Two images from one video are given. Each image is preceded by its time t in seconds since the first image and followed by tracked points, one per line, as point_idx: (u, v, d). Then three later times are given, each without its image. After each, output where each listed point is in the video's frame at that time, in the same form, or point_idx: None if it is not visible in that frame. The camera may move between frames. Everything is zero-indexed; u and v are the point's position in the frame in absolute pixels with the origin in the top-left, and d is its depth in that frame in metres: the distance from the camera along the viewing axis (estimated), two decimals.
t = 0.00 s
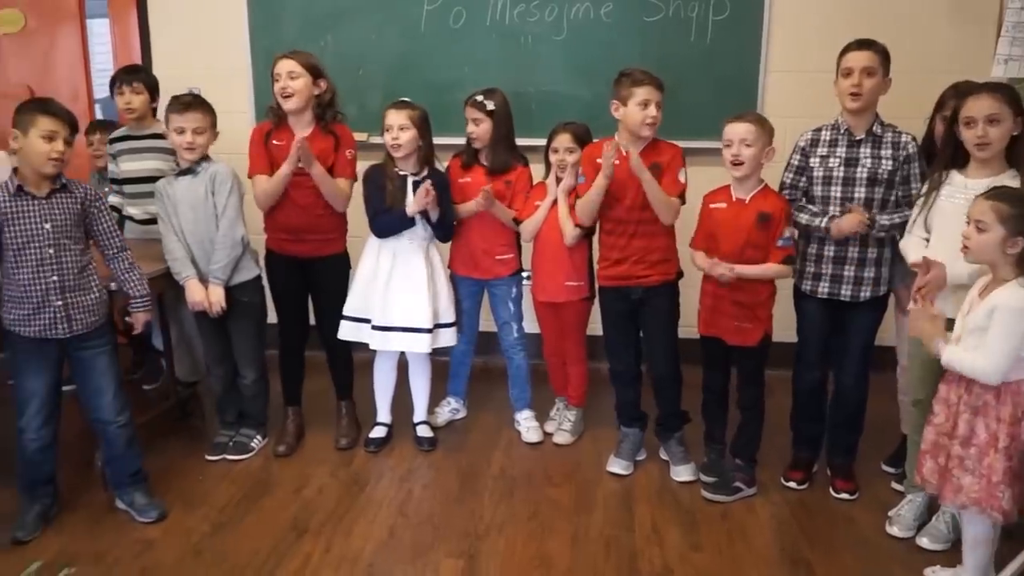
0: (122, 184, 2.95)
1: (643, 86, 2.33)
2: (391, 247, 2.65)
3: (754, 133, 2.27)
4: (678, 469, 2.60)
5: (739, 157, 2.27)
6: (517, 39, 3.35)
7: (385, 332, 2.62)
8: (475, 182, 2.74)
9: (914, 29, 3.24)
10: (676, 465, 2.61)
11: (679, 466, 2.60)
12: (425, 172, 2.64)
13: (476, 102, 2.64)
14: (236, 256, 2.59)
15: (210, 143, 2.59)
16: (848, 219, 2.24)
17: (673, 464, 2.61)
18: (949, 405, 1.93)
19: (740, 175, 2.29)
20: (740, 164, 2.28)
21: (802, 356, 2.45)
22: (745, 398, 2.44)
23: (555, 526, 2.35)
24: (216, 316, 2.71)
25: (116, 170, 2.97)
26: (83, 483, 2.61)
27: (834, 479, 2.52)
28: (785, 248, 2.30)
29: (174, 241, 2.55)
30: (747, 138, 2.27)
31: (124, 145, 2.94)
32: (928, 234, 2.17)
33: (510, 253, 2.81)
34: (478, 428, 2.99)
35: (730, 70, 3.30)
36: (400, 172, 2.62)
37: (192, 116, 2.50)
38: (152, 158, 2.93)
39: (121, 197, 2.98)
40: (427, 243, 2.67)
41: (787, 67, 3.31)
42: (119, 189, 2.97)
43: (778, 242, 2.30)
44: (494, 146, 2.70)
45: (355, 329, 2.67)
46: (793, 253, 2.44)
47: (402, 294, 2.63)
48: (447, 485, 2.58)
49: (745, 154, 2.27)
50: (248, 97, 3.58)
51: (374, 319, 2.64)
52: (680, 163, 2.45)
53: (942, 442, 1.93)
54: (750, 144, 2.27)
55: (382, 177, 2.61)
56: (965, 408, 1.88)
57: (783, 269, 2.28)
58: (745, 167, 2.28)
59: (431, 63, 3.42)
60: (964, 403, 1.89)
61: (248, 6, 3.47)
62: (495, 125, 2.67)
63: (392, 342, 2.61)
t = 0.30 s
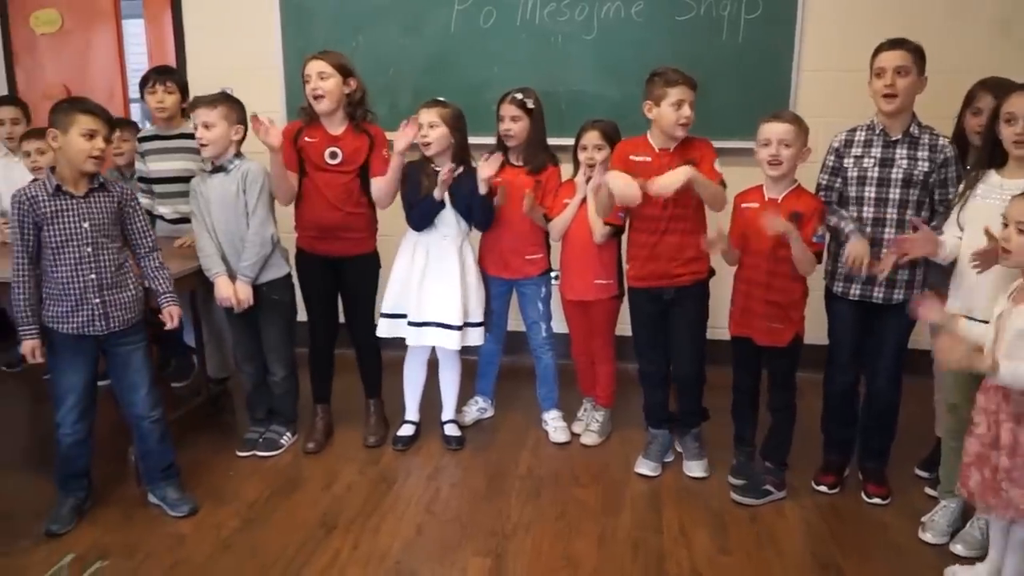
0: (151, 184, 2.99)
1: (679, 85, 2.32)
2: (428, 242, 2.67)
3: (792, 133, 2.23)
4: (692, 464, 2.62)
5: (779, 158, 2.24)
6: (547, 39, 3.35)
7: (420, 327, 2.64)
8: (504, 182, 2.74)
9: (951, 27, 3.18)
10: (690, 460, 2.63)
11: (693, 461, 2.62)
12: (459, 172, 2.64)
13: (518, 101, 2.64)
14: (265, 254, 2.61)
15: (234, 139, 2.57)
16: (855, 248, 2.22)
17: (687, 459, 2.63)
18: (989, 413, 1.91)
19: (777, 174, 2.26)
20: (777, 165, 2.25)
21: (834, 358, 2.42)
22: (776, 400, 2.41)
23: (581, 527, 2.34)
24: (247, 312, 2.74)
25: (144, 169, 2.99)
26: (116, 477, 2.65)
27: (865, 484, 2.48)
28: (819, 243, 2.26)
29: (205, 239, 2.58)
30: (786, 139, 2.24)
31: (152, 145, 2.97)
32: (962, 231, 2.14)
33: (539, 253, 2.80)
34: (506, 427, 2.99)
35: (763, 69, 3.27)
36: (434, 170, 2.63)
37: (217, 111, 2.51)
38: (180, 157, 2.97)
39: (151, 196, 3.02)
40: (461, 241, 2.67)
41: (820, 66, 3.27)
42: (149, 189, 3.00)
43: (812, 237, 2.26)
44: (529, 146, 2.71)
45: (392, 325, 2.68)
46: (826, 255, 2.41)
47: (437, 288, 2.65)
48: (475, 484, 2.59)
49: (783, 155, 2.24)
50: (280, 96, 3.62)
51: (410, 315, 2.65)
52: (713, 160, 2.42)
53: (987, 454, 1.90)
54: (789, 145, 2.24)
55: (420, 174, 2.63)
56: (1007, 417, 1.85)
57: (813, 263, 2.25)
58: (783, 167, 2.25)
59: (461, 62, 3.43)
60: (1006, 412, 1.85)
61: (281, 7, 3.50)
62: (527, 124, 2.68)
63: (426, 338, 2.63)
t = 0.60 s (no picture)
0: (187, 182, 3.05)
1: (691, 80, 2.32)
2: (453, 244, 2.68)
3: (828, 136, 2.21)
4: (694, 468, 2.59)
5: (814, 160, 2.22)
6: (575, 38, 3.34)
7: (443, 327, 2.64)
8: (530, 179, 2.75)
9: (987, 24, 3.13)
10: (695, 465, 2.60)
11: (695, 467, 2.59)
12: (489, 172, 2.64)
13: (550, 100, 2.63)
14: (294, 251, 2.63)
15: (262, 137, 2.59)
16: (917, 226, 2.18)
17: (693, 463, 2.61)
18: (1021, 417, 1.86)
19: (809, 176, 2.24)
20: (811, 167, 2.23)
21: (864, 361, 2.40)
22: (805, 403, 2.39)
23: (607, 527, 2.34)
24: (275, 309, 2.75)
25: (179, 166, 3.06)
26: (146, 471, 2.69)
27: (896, 488, 2.45)
28: (847, 244, 2.26)
29: (235, 236, 2.61)
30: (822, 142, 2.21)
31: (187, 143, 3.03)
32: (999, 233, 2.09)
33: (565, 251, 2.80)
34: (532, 426, 2.99)
35: (794, 68, 3.23)
36: (468, 172, 2.63)
37: (242, 110, 2.53)
38: (212, 156, 3.02)
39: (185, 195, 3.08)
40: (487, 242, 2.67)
41: (852, 65, 3.23)
42: (184, 186, 3.07)
43: (840, 237, 2.26)
44: (560, 146, 2.74)
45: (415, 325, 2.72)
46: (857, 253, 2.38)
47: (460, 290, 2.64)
48: (501, 483, 2.59)
49: (819, 157, 2.22)
50: (309, 95, 3.64)
51: (433, 316, 2.66)
52: (740, 161, 2.40)
53: (1018, 459, 1.86)
54: (824, 148, 2.22)
55: (449, 173, 2.64)
56: None
57: (840, 265, 2.25)
58: (817, 169, 2.23)
59: (489, 62, 3.43)
60: None
61: (311, 7, 3.53)
62: (557, 123, 2.68)
63: (450, 338, 2.62)
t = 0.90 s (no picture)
0: (220, 182, 3.07)
1: (724, 77, 2.30)
2: (472, 245, 2.67)
3: (863, 136, 2.19)
4: (727, 474, 2.56)
5: (848, 159, 2.19)
6: (604, 37, 3.33)
7: (462, 328, 2.64)
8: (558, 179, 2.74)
9: None
10: (727, 471, 2.57)
11: (728, 472, 2.56)
12: (510, 175, 2.63)
13: (579, 99, 2.64)
14: (323, 249, 2.64)
15: (292, 135, 2.60)
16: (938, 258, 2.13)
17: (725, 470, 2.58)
18: None
19: (842, 175, 2.21)
20: (845, 166, 2.20)
21: (895, 363, 2.37)
22: (834, 406, 2.36)
23: (633, 528, 2.33)
24: (304, 306, 2.78)
25: (211, 166, 3.08)
26: (176, 466, 2.72)
27: (927, 493, 2.42)
28: (891, 242, 2.22)
29: (265, 233, 2.63)
30: (855, 141, 2.19)
31: (219, 144, 3.05)
32: None
33: (593, 251, 2.80)
34: (557, 425, 2.99)
35: (825, 67, 3.20)
36: (486, 172, 2.63)
37: (272, 109, 2.55)
38: (245, 157, 3.03)
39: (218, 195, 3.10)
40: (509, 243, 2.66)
41: (885, 63, 3.19)
42: (217, 186, 3.09)
43: (882, 237, 2.22)
44: (588, 147, 2.73)
45: (435, 325, 2.71)
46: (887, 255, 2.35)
47: (480, 291, 2.64)
48: (526, 482, 2.59)
49: (853, 156, 2.19)
50: (338, 95, 3.67)
51: (452, 316, 2.66)
52: (774, 158, 2.39)
53: None
54: (857, 147, 2.19)
55: (467, 175, 2.63)
56: None
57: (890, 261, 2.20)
58: (851, 168, 2.20)
59: (517, 61, 3.43)
60: None
61: (340, 7, 3.56)
62: (586, 122, 2.69)
63: (469, 340, 2.62)
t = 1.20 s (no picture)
0: (251, 180, 3.09)
1: (757, 77, 2.29)
2: (495, 244, 2.66)
3: (892, 135, 2.16)
4: (754, 477, 2.55)
5: (876, 160, 2.16)
6: (632, 36, 3.32)
7: (489, 327, 2.63)
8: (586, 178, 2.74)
9: None
10: (754, 473, 2.56)
11: (755, 474, 2.55)
12: (535, 172, 2.63)
13: (607, 99, 2.63)
14: (352, 248, 2.66)
15: (320, 134, 2.62)
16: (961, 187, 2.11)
17: (753, 472, 2.56)
18: None
19: (872, 175, 2.19)
20: (873, 166, 2.17)
21: (927, 366, 2.34)
22: (864, 409, 2.34)
23: (659, 529, 2.32)
24: (336, 305, 2.80)
25: (243, 167, 3.09)
26: (206, 461, 2.75)
27: (959, 498, 2.39)
28: (915, 238, 2.20)
29: (295, 231, 2.65)
30: (885, 140, 2.16)
31: (249, 142, 3.06)
32: None
33: (620, 250, 2.79)
34: (583, 425, 2.99)
35: (856, 66, 3.16)
36: (509, 169, 2.63)
37: (301, 109, 2.57)
38: (276, 153, 3.05)
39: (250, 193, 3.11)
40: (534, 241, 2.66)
41: (917, 62, 3.15)
42: (248, 184, 3.10)
43: (907, 232, 2.20)
44: (617, 146, 2.72)
45: (457, 324, 2.70)
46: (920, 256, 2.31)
47: (506, 291, 2.63)
48: (552, 482, 2.59)
49: (881, 156, 2.16)
50: (366, 94, 3.69)
51: (477, 316, 2.66)
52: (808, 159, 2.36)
53: None
54: (887, 146, 2.16)
55: (490, 172, 2.64)
56: None
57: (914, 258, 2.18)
58: (880, 168, 2.17)
59: (545, 61, 3.43)
60: None
61: (370, 7, 3.58)
62: (615, 122, 2.68)
63: (495, 338, 2.61)
